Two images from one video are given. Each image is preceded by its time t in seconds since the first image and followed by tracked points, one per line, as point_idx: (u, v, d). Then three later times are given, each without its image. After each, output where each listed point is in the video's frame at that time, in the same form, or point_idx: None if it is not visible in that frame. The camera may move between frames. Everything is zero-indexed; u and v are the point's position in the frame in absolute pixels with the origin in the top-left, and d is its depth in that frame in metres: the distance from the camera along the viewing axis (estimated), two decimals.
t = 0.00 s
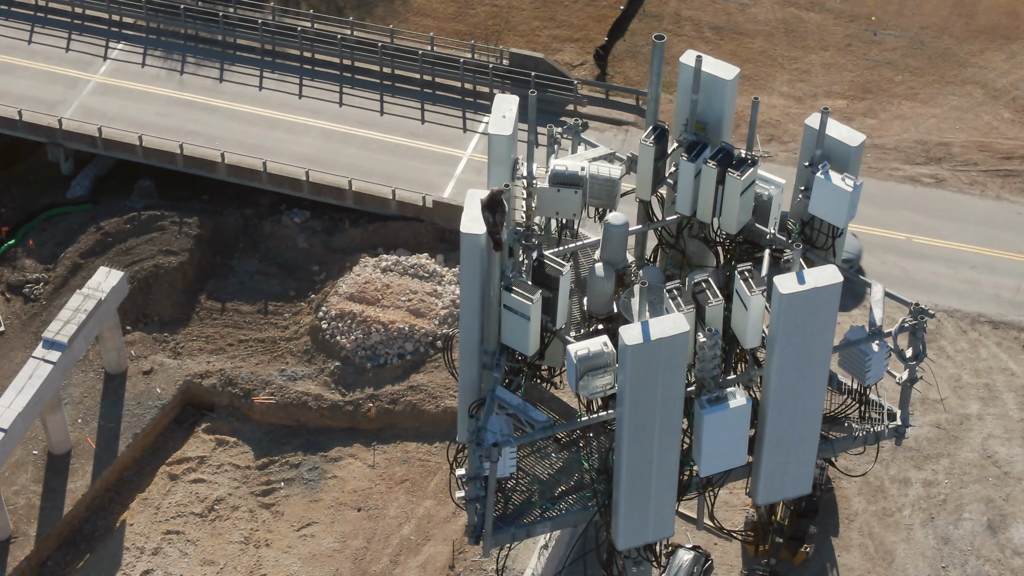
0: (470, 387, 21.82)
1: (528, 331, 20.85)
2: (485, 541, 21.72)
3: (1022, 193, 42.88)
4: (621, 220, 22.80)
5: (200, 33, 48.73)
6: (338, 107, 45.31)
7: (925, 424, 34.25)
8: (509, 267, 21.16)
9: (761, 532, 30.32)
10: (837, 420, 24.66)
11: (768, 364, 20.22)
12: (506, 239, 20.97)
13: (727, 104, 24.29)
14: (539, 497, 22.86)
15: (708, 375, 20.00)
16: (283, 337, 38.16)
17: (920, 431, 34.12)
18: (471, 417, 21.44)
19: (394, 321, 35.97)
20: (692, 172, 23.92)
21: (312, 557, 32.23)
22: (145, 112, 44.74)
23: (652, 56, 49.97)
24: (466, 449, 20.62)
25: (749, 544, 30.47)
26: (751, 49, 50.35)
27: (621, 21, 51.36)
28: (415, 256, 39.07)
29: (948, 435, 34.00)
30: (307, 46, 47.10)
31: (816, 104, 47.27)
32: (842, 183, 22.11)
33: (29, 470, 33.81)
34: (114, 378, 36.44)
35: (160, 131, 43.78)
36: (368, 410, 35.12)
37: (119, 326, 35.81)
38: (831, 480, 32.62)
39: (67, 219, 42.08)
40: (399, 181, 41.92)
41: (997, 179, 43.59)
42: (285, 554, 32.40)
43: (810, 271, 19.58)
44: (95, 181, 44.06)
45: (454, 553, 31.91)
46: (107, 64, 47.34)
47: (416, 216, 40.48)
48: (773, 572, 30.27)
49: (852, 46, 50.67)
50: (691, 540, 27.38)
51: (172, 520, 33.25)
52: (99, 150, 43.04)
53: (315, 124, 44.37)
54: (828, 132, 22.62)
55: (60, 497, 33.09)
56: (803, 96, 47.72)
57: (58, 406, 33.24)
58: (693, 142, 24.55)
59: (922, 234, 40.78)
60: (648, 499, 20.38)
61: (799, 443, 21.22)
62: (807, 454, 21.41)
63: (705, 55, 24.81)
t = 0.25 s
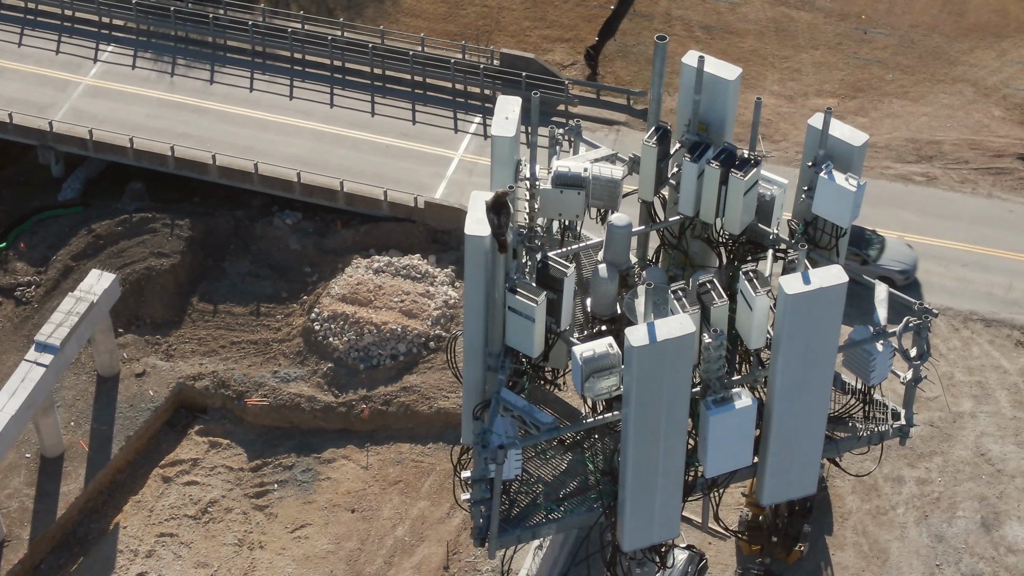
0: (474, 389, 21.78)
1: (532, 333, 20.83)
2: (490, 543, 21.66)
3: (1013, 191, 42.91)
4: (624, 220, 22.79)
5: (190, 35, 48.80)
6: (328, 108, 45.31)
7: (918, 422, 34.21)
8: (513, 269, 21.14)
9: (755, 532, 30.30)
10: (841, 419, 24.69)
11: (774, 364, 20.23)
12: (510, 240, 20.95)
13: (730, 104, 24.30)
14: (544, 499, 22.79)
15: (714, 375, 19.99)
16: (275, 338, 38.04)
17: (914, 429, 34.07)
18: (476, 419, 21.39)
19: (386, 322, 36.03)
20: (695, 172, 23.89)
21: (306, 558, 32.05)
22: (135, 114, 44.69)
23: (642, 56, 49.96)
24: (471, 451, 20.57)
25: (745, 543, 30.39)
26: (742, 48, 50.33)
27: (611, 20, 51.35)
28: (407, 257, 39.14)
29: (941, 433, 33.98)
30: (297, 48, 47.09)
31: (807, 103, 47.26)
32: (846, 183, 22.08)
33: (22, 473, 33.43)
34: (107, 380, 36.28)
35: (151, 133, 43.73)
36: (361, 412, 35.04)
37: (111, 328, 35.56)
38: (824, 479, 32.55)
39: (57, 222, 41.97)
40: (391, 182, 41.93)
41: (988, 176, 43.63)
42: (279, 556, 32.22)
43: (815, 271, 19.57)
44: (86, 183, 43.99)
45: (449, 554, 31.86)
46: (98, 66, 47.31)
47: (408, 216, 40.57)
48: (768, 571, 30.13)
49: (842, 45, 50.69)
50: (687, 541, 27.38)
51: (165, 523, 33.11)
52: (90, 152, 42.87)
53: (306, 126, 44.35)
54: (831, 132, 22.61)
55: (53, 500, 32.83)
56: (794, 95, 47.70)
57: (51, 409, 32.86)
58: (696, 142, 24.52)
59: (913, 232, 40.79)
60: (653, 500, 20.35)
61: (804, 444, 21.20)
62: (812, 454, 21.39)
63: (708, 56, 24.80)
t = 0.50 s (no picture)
0: (479, 391, 21.78)
1: (538, 335, 20.83)
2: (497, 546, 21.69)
3: (1004, 189, 42.94)
4: (628, 222, 22.80)
5: (181, 38, 48.82)
6: (320, 109, 45.32)
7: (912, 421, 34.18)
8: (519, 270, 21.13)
9: (749, 531, 30.36)
10: (846, 419, 24.72)
11: (781, 365, 20.23)
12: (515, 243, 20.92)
13: (733, 105, 24.31)
14: (549, 501, 22.81)
15: (720, 377, 20.01)
16: (268, 340, 38.10)
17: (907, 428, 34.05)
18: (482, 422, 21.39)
19: (379, 323, 36.04)
20: (699, 174, 23.83)
21: (300, 560, 31.88)
22: (127, 116, 44.67)
23: (633, 56, 49.95)
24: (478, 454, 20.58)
25: (739, 542, 30.44)
26: (733, 48, 50.33)
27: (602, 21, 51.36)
28: (399, 258, 39.15)
29: (934, 432, 33.97)
30: (288, 49, 47.10)
31: (798, 102, 47.26)
32: (851, 184, 22.09)
33: (15, 476, 33.39)
34: (99, 383, 36.21)
35: (142, 135, 43.71)
36: (354, 413, 35.07)
37: (104, 331, 35.50)
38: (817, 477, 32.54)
39: (49, 225, 41.88)
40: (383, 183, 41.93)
41: (979, 175, 43.65)
42: (273, 558, 32.06)
43: (822, 273, 19.57)
44: (78, 186, 43.93)
45: (443, 555, 31.73)
46: (89, 68, 47.27)
47: (400, 217, 40.55)
48: (762, 570, 30.11)
49: (833, 44, 50.70)
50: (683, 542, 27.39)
51: (159, 525, 32.97)
52: (82, 154, 42.87)
53: (298, 127, 44.35)
54: (836, 133, 22.61)
55: (46, 503, 32.71)
56: (786, 95, 47.70)
57: (43, 412, 32.85)
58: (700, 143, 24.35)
59: (905, 231, 40.82)
60: (660, 501, 20.35)
61: (810, 445, 21.20)
62: (818, 455, 21.39)
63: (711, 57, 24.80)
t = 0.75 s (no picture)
0: (484, 392, 21.72)
1: (544, 336, 20.80)
2: (503, 547, 21.60)
3: (996, 186, 42.97)
4: (633, 222, 22.77)
5: (172, 39, 48.77)
6: (311, 110, 45.28)
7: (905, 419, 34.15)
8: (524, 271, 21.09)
9: (744, 531, 30.33)
10: (851, 419, 24.74)
11: (787, 364, 20.19)
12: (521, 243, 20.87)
13: (736, 104, 24.28)
14: (555, 502, 22.72)
15: (726, 376, 20.00)
16: (261, 341, 37.94)
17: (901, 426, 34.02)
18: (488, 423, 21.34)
19: (372, 324, 36.00)
20: (703, 173, 23.80)
21: (294, 562, 31.79)
22: (118, 118, 44.61)
23: (624, 55, 49.87)
24: (484, 455, 20.51)
25: (734, 542, 30.40)
26: (723, 47, 50.25)
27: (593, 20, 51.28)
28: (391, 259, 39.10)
29: (928, 430, 33.94)
30: (279, 50, 47.06)
31: (789, 101, 47.20)
32: (856, 182, 22.00)
33: (7, 479, 33.33)
34: (92, 386, 36.11)
35: (133, 137, 43.64)
36: (348, 414, 35.02)
37: (96, 333, 35.45)
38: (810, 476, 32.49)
39: (40, 227, 41.75)
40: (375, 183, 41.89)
41: (971, 173, 43.67)
42: (267, 559, 31.95)
43: (828, 271, 19.53)
44: (69, 188, 43.77)
45: (438, 555, 31.70)
46: (79, 70, 47.18)
47: (392, 218, 40.59)
48: (757, 569, 30.04)
49: (824, 43, 50.65)
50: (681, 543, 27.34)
51: (153, 527, 32.86)
52: (73, 157, 42.80)
53: (289, 128, 44.30)
54: (839, 131, 22.59)
55: (40, 506, 32.66)
56: (777, 94, 47.64)
57: (36, 415, 32.81)
58: (703, 142, 24.42)
59: (897, 229, 40.81)
60: (666, 501, 20.30)
61: (815, 443, 21.17)
62: (823, 454, 21.35)
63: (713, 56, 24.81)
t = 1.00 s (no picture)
0: (489, 392, 21.71)
1: (550, 336, 20.83)
2: (510, 547, 21.59)
3: (989, 184, 42.98)
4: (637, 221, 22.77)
5: (164, 41, 48.77)
6: (304, 111, 45.28)
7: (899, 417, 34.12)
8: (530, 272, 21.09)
9: (739, 530, 30.28)
10: (857, 418, 24.70)
11: (794, 364, 20.18)
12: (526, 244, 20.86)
13: (740, 104, 24.28)
14: (561, 502, 22.69)
15: (733, 376, 19.98)
16: (255, 343, 37.93)
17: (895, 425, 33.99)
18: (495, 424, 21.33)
19: (366, 325, 35.98)
20: (708, 172, 23.77)
21: (289, 563, 31.77)
22: (110, 120, 44.57)
23: (617, 55, 49.84)
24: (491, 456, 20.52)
25: (729, 540, 30.33)
26: (716, 46, 50.19)
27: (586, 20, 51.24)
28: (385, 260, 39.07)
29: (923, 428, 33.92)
30: (271, 51, 47.05)
31: (782, 99, 47.16)
32: (861, 181, 22.03)
33: (1, 482, 33.29)
34: (86, 388, 36.05)
35: (125, 138, 43.60)
36: (342, 415, 34.99)
37: (90, 335, 35.43)
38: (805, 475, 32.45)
39: (33, 229, 41.70)
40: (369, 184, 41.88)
41: (964, 171, 43.66)
42: (262, 561, 31.91)
43: (836, 271, 19.52)
44: (62, 190, 43.64)
45: (433, 556, 31.67)
46: (71, 72, 47.13)
47: (385, 219, 40.52)
48: (752, 568, 29.93)
49: (817, 42, 50.63)
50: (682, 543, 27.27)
51: (147, 530, 32.83)
52: (65, 159, 42.76)
53: (282, 129, 44.29)
54: (844, 130, 22.59)
55: (34, 509, 32.63)
56: (770, 92, 47.59)
57: (30, 417, 32.79)
58: (707, 142, 24.46)
59: (891, 228, 40.80)
60: (673, 501, 20.29)
61: (822, 443, 21.15)
62: (830, 454, 21.33)
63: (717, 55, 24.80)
